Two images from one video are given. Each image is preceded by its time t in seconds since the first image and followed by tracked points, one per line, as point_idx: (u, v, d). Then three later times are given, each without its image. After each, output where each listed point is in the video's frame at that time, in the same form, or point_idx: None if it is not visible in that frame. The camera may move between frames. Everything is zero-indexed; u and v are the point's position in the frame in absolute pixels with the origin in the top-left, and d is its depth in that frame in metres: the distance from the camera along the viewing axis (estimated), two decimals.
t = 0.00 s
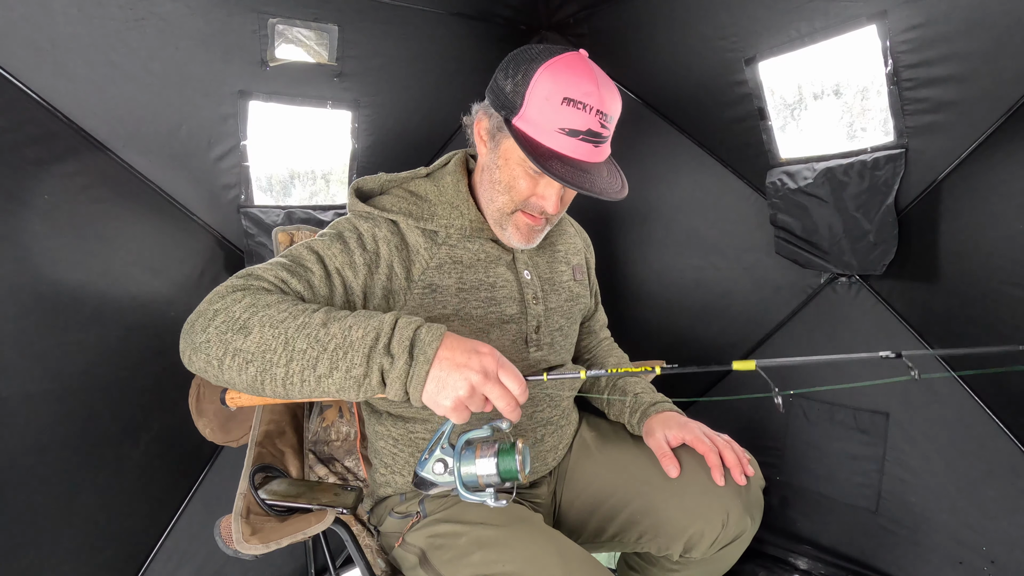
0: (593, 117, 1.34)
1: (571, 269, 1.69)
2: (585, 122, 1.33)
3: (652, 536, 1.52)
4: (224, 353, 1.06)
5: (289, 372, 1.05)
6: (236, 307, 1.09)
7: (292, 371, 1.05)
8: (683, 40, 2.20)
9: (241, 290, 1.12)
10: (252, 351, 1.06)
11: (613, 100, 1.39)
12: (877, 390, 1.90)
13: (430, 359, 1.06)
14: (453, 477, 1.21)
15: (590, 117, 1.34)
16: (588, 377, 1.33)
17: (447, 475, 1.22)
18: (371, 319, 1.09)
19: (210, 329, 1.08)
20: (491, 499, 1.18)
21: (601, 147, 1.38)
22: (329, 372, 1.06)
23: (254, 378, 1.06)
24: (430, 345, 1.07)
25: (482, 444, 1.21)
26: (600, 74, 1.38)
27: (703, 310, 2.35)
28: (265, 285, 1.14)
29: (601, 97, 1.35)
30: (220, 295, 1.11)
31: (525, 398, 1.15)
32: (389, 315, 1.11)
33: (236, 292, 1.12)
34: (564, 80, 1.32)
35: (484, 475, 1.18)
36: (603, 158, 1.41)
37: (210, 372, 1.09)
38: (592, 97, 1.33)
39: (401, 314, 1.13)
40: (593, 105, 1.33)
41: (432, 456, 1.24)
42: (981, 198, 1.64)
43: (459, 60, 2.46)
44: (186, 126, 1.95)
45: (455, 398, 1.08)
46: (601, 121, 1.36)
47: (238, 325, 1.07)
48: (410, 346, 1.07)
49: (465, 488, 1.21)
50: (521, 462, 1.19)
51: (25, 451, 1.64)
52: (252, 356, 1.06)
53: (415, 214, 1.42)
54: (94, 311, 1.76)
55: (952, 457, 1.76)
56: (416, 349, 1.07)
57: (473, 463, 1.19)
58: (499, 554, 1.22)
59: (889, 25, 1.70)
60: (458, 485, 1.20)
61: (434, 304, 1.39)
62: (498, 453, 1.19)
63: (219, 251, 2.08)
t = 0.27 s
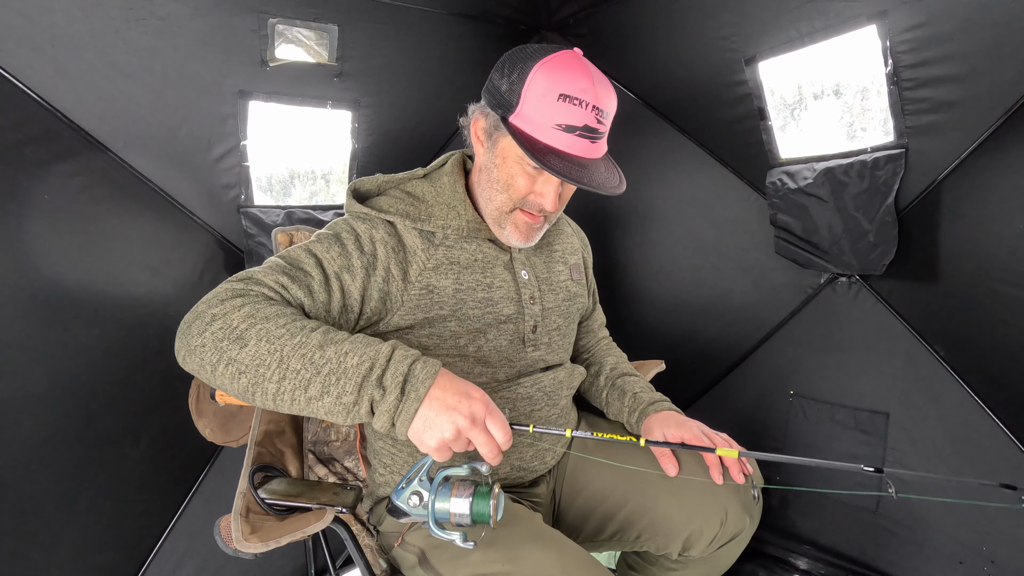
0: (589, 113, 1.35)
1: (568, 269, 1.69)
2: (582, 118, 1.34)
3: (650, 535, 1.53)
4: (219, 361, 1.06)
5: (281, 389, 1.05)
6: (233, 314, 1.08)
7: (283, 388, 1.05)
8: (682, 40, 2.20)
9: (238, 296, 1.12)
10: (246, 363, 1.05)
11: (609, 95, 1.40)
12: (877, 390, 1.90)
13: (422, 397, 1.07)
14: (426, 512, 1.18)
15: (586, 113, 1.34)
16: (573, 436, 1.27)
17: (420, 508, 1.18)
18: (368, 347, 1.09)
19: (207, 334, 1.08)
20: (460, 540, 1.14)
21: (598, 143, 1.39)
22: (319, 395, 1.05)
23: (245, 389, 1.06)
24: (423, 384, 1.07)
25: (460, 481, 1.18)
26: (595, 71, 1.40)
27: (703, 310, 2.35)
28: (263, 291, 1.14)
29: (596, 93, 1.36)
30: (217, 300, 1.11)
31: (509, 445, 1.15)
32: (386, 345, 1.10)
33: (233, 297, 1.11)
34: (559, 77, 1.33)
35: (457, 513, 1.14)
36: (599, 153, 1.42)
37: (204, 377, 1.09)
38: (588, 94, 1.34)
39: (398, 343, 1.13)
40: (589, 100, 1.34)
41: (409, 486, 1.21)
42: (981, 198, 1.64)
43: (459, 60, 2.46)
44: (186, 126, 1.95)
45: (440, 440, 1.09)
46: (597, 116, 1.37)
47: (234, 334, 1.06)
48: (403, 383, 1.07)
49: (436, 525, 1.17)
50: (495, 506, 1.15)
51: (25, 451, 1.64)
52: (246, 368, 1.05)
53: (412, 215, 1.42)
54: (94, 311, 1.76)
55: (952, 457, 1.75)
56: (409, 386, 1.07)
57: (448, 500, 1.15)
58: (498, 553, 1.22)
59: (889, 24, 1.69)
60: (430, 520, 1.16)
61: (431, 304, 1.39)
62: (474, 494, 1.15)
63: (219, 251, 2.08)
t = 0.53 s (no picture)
0: (584, 108, 1.35)
1: (566, 269, 1.69)
2: (578, 113, 1.34)
3: (649, 535, 1.53)
4: (216, 359, 1.06)
5: (276, 390, 1.05)
6: (231, 314, 1.08)
7: (278, 389, 1.05)
8: (683, 40, 2.20)
9: (235, 295, 1.12)
10: (242, 363, 1.05)
11: (603, 90, 1.40)
12: (877, 390, 1.90)
13: (416, 403, 1.07)
14: (415, 517, 1.16)
15: (581, 108, 1.34)
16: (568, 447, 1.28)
17: (410, 514, 1.16)
18: (364, 352, 1.08)
19: (204, 333, 1.08)
20: (449, 547, 1.12)
21: (595, 138, 1.39)
22: (314, 398, 1.05)
23: (240, 389, 1.05)
24: (417, 391, 1.07)
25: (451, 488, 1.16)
26: (589, 67, 1.40)
27: (703, 310, 2.35)
28: (261, 291, 1.14)
29: (591, 87, 1.36)
30: (214, 299, 1.11)
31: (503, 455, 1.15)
32: (383, 350, 1.10)
33: (231, 297, 1.12)
34: (554, 73, 1.33)
35: (447, 521, 1.12)
36: (596, 148, 1.41)
37: (201, 375, 1.09)
38: (582, 88, 1.34)
39: (395, 350, 1.12)
40: (583, 95, 1.34)
41: (399, 490, 1.19)
42: (981, 198, 1.64)
43: (459, 60, 2.46)
44: (186, 126, 1.95)
45: (433, 447, 1.09)
46: (593, 111, 1.37)
47: (232, 334, 1.06)
48: (398, 389, 1.07)
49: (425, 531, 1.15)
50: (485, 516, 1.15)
51: (26, 451, 1.64)
52: (242, 368, 1.05)
53: (410, 214, 1.42)
54: (94, 311, 1.77)
55: (952, 457, 1.75)
56: (404, 392, 1.07)
57: (438, 506, 1.14)
58: (498, 553, 1.23)
59: (889, 25, 1.69)
60: (419, 527, 1.14)
61: (429, 303, 1.39)
62: (465, 502, 1.14)
63: (219, 251, 2.08)
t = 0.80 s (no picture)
0: (585, 105, 1.35)
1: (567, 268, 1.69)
2: (579, 110, 1.34)
3: (650, 534, 1.53)
4: (217, 350, 1.07)
5: (280, 370, 1.05)
6: (229, 305, 1.09)
7: (282, 368, 1.05)
8: (683, 40, 2.20)
9: (233, 288, 1.13)
10: (243, 348, 1.05)
11: (604, 86, 1.40)
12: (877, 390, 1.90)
13: (421, 354, 1.05)
14: (439, 474, 1.15)
15: (583, 104, 1.34)
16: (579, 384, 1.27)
17: (433, 471, 1.15)
18: (363, 316, 1.08)
19: (203, 327, 1.08)
20: (477, 497, 1.11)
21: (596, 135, 1.39)
22: (319, 368, 1.04)
23: (244, 375, 1.05)
24: (422, 339, 1.06)
25: (471, 440, 1.15)
26: (589, 65, 1.40)
27: (703, 310, 2.34)
28: (259, 283, 1.14)
29: (592, 84, 1.36)
30: (212, 294, 1.12)
31: (517, 397, 1.12)
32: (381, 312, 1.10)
33: (229, 290, 1.12)
34: (554, 71, 1.33)
35: (471, 473, 1.11)
36: (598, 146, 1.41)
37: (203, 371, 1.09)
38: (583, 85, 1.34)
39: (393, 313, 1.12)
40: (584, 92, 1.35)
41: (419, 452, 1.18)
42: (981, 198, 1.64)
43: (459, 60, 2.46)
44: (186, 125, 1.95)
45: (445, 393, 1.05)
46: (594, 108, 1.37)
47: (230, 322, 1.07)
48: (401, 342, 1.05)
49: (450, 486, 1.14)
50: (509, 462, 1.13)
51: (25, 451, 1.64)
52: (243, 353, 1.06)
53: (410, 214, 1.42)
54: (94, 310, 1.77)
55: (952, 457, 1.75)
56: (407, 344, 1.05)
57: (460, 459, 1.13)
58: (498, 553, 1.23)
59: (889, 25, 1.70)
60: (444, 482, 1.13)
61: (429, 303, 1.39)
62: (486, 451, 1.12)
63: (219, 251, 2.08)
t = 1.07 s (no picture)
0: (592, 107, 1.35)
1: (569, 268, 1.69)
2: (586, 111, 1.34)
3: (651, 535, 1.52)
4: (221, 344, 1.06)
5: (286, 358, 1.04)
6: (231, 300, 1.09)
7: (289, 356, 1.04)
8: (682, 40, 2.20)
9: (235, 283, 1.12)
10: (248, 339, 1.05)
11: (611, 88, 1.40)
12: (877, 390, 1.90)
13: (425, 326, 1.05)
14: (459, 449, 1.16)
15: (590, 105, 1.34)
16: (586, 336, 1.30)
17: (452, 446, 1.16)
18: (364, 298, 1.08)
19: (206, 324, 1.08)
20: (501, 467, 1.14)
21: (602, 137, 1.39)
22: (324, 351, 1.04)
23: (250, 368, 1.05)
24: (424, 314, 1.06)
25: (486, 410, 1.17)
26: (596, 67, 1.40)
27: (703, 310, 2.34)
28: (260, 277, 1.14)
29: (599, 86, 1.37)
30: (214, 291, 1.12)
31: (524, 363, 1.12)
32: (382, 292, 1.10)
33: (231, 286, 1.12)
34: (562, 72, 1.33)
35: (490, 444, 1.14)
36: (604, 148, 1.41)
37: (208, 369, 1.08)
38: (591, 87, 1.34)
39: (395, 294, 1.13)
40: (592, 94, 1.35)
41: (434, 430, 1.18)
42: (981, 198, 1.64)
43: (459, 59, 2.46)
44: (186, 125, 1.95)
45: (453, 364, 1.06)
46: (601, 110, 1.37)
47: (233, 315, 1.07)
48: (404, 318, 1.05)
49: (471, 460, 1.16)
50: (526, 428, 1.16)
51: (25, 451, 1.64)
52: (247, 345, 1.05)
53: (412, 214, 1.42)
54: (94, 311, 1.76)
55: (952, 457, 1.75)
56: (410, 319, 1.05)
57: (478, 432, 1.14)
58: (499, 554, 1.23)
59: (889, 25, 1.70)
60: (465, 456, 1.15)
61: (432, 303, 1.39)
62: (502, 421, 1.15)
63: (219, 251, 2.08)
